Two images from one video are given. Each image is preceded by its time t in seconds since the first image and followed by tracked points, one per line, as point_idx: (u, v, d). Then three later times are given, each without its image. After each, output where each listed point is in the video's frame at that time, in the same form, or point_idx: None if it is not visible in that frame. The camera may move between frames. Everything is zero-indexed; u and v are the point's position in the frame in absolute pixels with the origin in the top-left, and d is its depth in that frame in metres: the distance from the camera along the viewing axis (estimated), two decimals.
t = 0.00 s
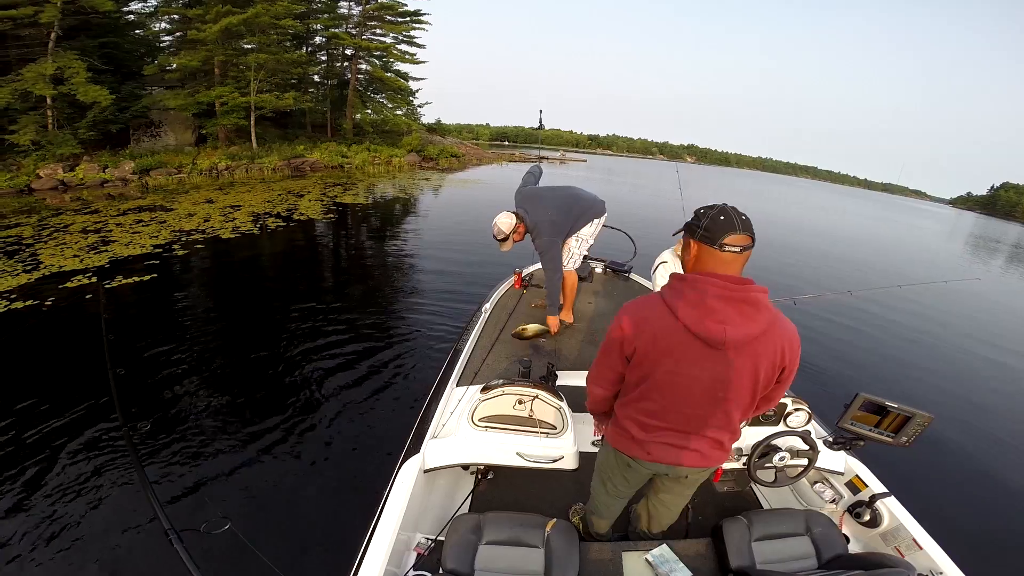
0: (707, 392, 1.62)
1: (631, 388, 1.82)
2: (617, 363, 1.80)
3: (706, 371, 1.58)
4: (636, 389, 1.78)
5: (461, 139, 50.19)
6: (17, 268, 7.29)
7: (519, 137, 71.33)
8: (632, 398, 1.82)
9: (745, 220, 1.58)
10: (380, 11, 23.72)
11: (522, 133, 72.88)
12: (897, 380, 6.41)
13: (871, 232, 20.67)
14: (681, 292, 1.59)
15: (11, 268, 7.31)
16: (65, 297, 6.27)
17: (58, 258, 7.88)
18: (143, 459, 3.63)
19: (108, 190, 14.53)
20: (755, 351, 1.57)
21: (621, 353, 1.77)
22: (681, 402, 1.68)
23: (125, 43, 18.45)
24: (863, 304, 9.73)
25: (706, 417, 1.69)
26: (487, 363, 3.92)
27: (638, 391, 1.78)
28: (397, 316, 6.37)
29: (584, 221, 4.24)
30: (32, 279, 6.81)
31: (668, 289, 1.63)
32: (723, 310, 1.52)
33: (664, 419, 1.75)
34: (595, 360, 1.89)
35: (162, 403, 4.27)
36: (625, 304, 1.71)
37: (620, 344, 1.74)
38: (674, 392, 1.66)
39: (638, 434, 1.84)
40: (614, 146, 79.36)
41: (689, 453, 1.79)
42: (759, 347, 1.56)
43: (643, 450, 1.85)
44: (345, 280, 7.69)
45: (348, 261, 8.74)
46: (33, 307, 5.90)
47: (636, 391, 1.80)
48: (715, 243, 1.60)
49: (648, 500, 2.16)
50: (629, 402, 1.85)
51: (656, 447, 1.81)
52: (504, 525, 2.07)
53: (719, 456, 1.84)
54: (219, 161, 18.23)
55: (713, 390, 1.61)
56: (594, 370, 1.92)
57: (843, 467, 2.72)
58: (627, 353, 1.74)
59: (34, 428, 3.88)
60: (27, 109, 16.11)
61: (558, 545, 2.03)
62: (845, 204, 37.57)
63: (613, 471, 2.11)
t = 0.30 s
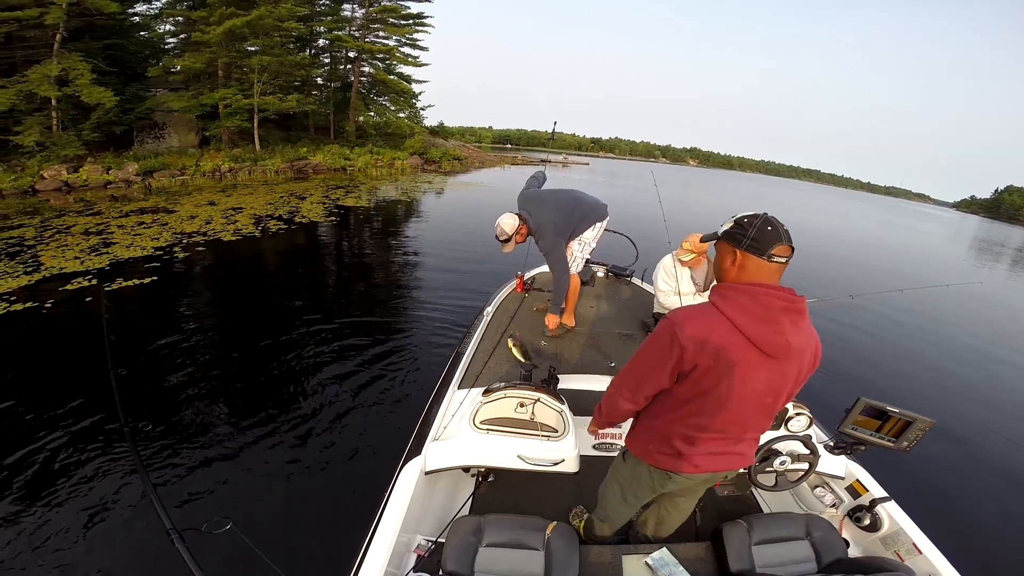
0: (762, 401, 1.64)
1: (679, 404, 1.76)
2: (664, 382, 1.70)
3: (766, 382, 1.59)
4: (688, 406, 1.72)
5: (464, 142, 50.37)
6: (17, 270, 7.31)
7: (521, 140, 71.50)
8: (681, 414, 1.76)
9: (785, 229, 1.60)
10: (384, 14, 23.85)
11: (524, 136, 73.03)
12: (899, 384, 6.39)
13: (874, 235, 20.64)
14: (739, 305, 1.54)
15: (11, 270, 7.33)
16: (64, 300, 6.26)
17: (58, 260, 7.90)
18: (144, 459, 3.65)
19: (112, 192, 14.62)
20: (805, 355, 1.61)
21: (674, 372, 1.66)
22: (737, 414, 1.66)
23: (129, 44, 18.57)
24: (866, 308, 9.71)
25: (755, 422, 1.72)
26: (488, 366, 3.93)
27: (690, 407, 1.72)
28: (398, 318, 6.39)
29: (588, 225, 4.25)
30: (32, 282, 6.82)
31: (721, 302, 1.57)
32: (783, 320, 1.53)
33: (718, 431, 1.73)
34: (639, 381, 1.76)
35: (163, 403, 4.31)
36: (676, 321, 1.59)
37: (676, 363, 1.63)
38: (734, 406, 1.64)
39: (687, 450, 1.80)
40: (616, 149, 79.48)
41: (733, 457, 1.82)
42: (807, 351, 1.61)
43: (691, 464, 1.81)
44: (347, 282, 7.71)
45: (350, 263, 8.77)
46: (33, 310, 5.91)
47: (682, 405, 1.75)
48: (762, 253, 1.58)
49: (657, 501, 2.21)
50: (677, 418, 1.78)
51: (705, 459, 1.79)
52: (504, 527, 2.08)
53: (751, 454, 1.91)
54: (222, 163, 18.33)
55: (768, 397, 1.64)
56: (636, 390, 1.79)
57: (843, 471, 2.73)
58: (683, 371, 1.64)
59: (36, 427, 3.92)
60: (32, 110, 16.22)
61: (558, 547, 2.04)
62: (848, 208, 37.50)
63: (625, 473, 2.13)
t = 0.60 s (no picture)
0: (788, 401, 1.70)
1: (714, 422, 1.73)
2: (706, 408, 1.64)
3: (795, 384, 1.64)
4: (726, 423, 1.70)
5: (464, 143, 50.40)
6: (13, 273, 7.29)
7: (522, 143, 71.63)
8: (717, 430, 1.74)
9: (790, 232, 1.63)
10: (383, 15, 23.88)
11: (523, 138, 73.14)
12: (899, 386, 6.39)
13: (874, 237, 20.66)
14: (768, 317, 1.53)
15: (7, 273, 7.31)
16: (59, 304, 6.20)
17: (55, 262, 7.88)
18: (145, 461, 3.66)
19: (110, 193, 14.61)
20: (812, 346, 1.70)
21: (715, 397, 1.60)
22: (770, 418, 1.70)
23: (129, 45, 18.59)
24: (866, 311, 9.71)
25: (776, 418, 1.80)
26: (488, 368, 3.93)
27: (729, 424, 1.70)
28: (398, 320, 6.38)
29: (587, 228, 4.25)
30: (28, 285, 6.79)
31: (748, 317, 1.54)
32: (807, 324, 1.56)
33: (751, 437, 1.76)
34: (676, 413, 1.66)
35: (165, 404, 4.32)
36: (717, 345, 1.52)
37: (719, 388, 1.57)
38: (769, 413, 1.67)
39: (722, 461, 1.81)
40: (616, 150, 79.68)
41: (754, 452, 1.90)
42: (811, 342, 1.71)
43: (724, 470, 1.85)
44: (346, 284, 7.70)
45: (350, 264, 8.77)
46: (28, 313, 5.87)
47: (718, 423, 1.72)
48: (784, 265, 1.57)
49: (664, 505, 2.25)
50: (713, 435, 1.76)
51: (736, 462, 1.84)
52: (505, 529, 2.09)
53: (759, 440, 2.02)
54: (221, 164, 18.34)
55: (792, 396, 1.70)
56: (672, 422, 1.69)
57: (841, 473, 2.75)
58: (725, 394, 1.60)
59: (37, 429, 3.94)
60: (31, 111, 16.23)
61: (558, 549, 2.04)
62: (848, 209, 37.47)
63: (640, 491, 2.14)
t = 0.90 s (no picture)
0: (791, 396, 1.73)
1: (731, 433, 1.71)
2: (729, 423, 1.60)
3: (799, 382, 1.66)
4: (745, 432, 1.69)
5: (464, 144, 50.39)
6: (12, 279, 7.28)
7: (522, 144, 71.62)
8: (734, 438, 1.73)
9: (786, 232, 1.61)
10: (382, 16, 23.90)
11: (523, 139, 73.14)
12: (902, 385, 6.37)
13: (876, 236, 20.59)
14: (782, 329, 1.50)
15: (6, 278, 7.31)
16: (56, 309, 6.15)
17: (54, 267, 7.88)
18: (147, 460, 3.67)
19: (111, 197, 14.64)
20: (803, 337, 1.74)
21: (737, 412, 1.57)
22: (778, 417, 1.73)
23: (128, 49, 18.64)
24: (868, 309, 9.67)
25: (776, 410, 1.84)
26: (489, 368, 3.93)
27: (747, 433, 1.69)
28: (399, 321, 6.39)
29: (588, 226, 4.24)
30: (26, 290, 6.78)
31: (754, 327, 1.51)
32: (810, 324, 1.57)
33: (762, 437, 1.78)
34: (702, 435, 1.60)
35: (167, 403, 4.34)
36: (735, 363, 1.47)
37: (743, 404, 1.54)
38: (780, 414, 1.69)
39: (737, 464, 1.83)
40: (617, 150, 79.62)
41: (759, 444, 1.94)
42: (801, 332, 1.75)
43: (738, 470, 1.88)
44: (347, 285, 7.70)
45: (350, 266, 8.78)
46: (26, 318, 5.83)
47: (731, 431, 1.70)
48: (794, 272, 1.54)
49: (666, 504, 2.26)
50: (731, 444, 1.75)
51: (747, 461, 1.87)
52: (507, 528, 2.09)
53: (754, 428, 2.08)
54: (221, 167, 18.37)
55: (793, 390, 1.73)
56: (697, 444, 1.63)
57: (843, 472, 2.75)
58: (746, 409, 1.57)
59: (41, 427, 3.96)
60: (31, 115, 16.27)
61: (560, 550, 2.04)
62: (850, 208, 37.32)
63: (659, 499, 2.12)
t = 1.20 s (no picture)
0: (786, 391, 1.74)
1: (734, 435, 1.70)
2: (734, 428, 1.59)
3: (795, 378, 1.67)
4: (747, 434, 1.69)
5: (459, 142, 50.25)
6: (2, 282, 7.18)
7: (517, 141, 71.51)
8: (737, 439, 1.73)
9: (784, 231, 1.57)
10: (375, 14, 23.76)
11: (518, 136, 73.00)
12: (897, 378, 6.40)
13: (870, 230, 20.69)
14: (783, 334, 1.48)
15: None
16: (45, 313, 6.05)
17: (44, 270, 7.79)
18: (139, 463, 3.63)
19: (103, 197, 14.50)
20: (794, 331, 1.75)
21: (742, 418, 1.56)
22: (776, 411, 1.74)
23: (118, 48, 18.44)
24: (863, 303, 9.73)
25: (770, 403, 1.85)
26: (487, 365, 3.91)
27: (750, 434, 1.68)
28: (395, 319, 6.36)
29: (586, 223, 4.22)
30: (16, 293, 6.68)
31: (757, 335, 1.48)
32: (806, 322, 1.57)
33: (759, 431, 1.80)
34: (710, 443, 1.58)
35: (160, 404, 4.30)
36: (743, 375, 1.45)
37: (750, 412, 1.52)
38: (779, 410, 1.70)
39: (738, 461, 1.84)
40: (613, 147, 79.64)
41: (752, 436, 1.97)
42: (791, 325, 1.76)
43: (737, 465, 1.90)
44: (343, 284, 7.67)
45: (346, 264, 8.73)
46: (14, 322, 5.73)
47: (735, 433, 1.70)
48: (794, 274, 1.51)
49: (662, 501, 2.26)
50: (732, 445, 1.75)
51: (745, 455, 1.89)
52: (506, 527, 2.07)
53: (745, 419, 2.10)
54: (215, 167, 18.26)
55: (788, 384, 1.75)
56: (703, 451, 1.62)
57: (842, 467, 2.76)
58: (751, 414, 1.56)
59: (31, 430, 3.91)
60: (20, 116, 16.09)
61: (560, 548, 2.02)
62: (844, 202, 37.47)
63: (657, 498, 2.10)
